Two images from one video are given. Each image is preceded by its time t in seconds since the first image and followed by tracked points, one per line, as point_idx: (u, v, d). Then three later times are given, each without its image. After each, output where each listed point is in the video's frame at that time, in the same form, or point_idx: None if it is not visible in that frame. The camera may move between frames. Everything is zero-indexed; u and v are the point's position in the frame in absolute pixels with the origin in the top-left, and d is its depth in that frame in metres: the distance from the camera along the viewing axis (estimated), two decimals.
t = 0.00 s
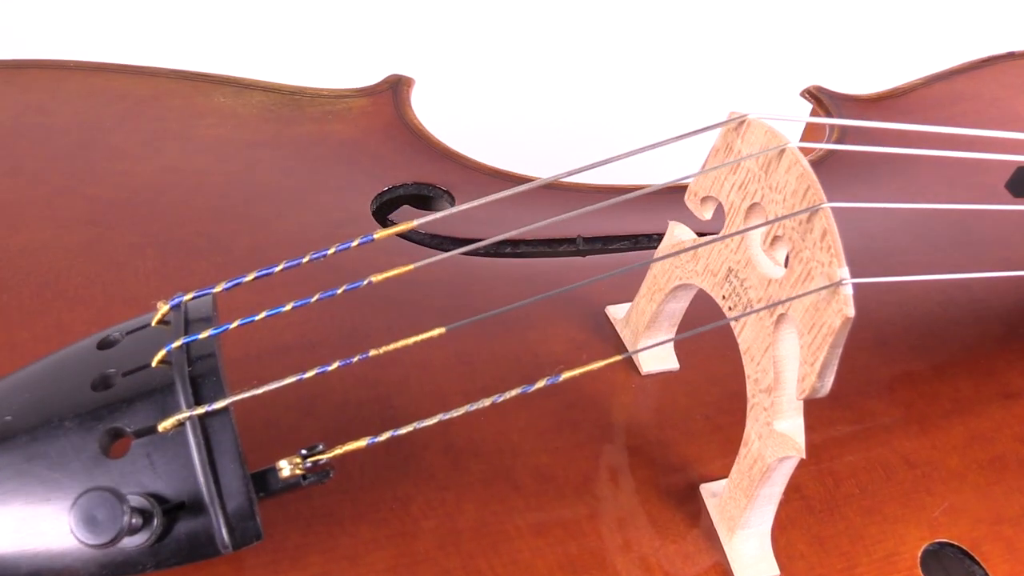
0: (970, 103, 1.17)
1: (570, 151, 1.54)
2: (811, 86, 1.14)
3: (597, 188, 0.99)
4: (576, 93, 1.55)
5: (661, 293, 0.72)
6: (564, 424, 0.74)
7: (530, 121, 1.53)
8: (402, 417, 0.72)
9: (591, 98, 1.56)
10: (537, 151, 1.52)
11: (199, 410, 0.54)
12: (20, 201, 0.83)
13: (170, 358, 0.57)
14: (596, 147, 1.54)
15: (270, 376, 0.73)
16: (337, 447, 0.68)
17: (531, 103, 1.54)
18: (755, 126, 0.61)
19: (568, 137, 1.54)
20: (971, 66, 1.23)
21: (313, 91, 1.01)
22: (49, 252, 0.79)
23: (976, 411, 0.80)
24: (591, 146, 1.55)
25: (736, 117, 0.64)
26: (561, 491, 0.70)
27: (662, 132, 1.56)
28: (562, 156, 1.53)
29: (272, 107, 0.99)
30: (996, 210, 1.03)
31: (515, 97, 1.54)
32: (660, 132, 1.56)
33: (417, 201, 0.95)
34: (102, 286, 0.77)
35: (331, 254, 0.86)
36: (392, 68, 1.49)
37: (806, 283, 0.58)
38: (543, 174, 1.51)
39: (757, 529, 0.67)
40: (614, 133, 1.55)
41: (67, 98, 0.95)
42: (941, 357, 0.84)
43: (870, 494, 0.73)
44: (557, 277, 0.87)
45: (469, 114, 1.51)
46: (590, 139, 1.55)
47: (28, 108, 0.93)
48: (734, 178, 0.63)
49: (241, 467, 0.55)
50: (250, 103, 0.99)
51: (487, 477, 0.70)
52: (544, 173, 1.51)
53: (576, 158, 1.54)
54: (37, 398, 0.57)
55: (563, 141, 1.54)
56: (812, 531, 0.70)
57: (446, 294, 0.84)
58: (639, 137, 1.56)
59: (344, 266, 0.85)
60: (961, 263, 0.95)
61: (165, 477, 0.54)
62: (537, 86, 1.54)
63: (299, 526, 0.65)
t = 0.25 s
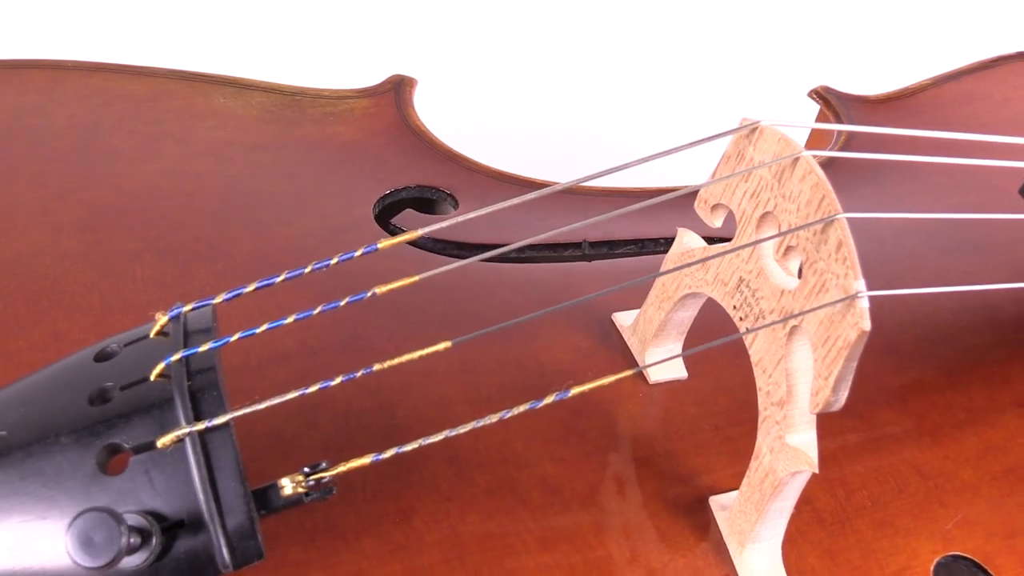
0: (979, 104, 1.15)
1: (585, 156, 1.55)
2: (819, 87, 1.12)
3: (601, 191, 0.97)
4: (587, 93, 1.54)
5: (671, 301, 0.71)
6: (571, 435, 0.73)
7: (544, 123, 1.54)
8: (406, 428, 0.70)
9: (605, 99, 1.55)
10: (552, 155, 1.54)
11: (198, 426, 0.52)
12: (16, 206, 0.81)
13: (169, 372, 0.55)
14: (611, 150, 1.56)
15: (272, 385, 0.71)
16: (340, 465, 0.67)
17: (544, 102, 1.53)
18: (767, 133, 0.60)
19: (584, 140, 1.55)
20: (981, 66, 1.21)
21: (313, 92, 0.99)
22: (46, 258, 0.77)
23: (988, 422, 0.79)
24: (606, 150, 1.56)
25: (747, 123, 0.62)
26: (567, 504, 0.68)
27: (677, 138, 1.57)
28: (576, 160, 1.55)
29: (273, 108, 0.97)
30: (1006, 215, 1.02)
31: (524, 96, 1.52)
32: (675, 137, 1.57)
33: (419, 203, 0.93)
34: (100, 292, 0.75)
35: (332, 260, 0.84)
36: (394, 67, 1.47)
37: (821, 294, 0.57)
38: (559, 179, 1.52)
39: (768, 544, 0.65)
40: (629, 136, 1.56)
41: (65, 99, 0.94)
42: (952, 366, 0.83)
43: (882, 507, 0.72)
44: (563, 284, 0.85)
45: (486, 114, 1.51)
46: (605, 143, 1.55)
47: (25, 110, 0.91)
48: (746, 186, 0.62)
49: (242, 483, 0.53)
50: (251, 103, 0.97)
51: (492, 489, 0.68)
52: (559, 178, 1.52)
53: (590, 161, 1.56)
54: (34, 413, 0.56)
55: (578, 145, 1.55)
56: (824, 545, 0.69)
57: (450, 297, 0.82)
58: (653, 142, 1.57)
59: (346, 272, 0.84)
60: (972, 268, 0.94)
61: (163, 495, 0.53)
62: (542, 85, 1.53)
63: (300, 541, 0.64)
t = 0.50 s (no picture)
0: (988, 105, 1.14)
1: (607, 159, 1.52)
2: (826, 87, 1.11)
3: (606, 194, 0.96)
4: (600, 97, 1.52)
5: (679, 309, 0.69)
6: (576, 445, 0.71)
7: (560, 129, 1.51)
8: (409, 438, 0.69)
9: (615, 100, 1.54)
10: (572, 160, 1.51)
11: (198, 441, 0.51)
12: (13, 208, 0.80)
13: (169, 385, 0.54)
14: (633, 154, 1.53)
15: (273, 394, 0.70)
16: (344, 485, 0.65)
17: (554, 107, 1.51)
18: (780, 140, 0.59)
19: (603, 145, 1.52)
20: (990, 65, 1.20)
21: (315, 92, 0.98)
22: (43, 261, 0.76)
23: (1001, 431, 0.78)
24: (626, 153, 1.53)
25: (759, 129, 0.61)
26: (572, 515, 0.67)
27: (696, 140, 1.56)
28: (597, 164, 1.51)
29: (274, 109, 0.96)
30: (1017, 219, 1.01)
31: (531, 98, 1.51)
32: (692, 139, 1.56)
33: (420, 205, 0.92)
34: (98, 297, 0.74)
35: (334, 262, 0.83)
36: (396, 65, 1.46)
37: (835, 306, 0.55)
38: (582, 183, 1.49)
39: (778, 557, 0.64)
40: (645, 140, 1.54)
41: (62, 99, 0.92)
42: (963, 374, 0.82)
43: (893, 517, 0.70)
44: (568, 290, 0.84)
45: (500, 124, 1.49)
46: (624, 147, 1.53)
47: (23, 110, 0.90)
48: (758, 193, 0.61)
49: (243, 500, 0.52)
50: (251, 104, 0.96)
51: (498, 501, 0.67)
52: (581, 182, 1.49)
53: (613, 167, 1.53)
54: (30, 426, 0.54)
55: (597, 150, 1.52)
56: (835, 557, 0.68)
57: (454, 303, 0.81)
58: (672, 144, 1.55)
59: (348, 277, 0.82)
60: (983, 272, 0.93)
61: (163, 512, 0.51)
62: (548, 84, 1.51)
63: (301, 553, 0.62)
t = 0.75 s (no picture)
0: (996, 106, 1.12)
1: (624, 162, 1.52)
2: (832, 88, 1.10)
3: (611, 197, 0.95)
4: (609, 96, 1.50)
5: (687, 317, 0.68)
6: (582, 455, 0.70)
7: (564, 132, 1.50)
8: (413, 448, 0.68)
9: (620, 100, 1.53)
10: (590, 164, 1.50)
11: (198, 457, 0.50)
12: (11, 213, 0.79)
13: (168, 399, 0.53)
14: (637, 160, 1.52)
15: (273, 403, 0.69)
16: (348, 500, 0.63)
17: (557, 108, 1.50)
18: (792, 147, 0.57)
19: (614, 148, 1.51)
20: (998, 65, 1.19)
21: (316, 93, 0.97)
22: (40, 267, 0.75)
23: (1013, 440, 0.77)
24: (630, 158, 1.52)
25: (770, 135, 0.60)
26: (578, 527, 0.66)
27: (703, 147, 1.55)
28: (614, 168, 1.51)
29: (274, 111, 0.95)
30: None
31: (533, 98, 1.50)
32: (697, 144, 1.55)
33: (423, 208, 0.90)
34: (96, 304, 0.73)
35: (336, 268, 0.81)
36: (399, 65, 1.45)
37: (849, 317, 0.54)
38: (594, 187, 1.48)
39: (787, 571, 0.63)
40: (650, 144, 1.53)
41: (60, 101, 0.91)
42: (974, 382, 0.80)
43: (904, 528, 0.69)
44: (572, 296, 0.84)
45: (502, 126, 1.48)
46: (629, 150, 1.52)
47: (20, 112, 0.89)
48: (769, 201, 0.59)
49: (244, 517, 0.51)
50: (251, 105, 0.94)
51: (503, 512, 0.66)
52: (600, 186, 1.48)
53: (617, 173, 1.51)
54: (28, 440, 0.53)
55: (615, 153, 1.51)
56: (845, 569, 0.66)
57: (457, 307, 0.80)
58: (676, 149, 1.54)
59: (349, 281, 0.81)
60: (993, 277, 0.91)
61: (162, 529, 0.50)
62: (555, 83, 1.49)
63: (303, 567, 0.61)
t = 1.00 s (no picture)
0: (1006, 107, 1.11)
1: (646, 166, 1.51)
2: (840, 89, 1.09)
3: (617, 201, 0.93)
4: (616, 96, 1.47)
5: (696, 326, 0.67)
6: (588, 465, 0.69)
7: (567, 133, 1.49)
8: (417, 459, 0.67)
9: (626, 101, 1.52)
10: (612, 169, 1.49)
11: (198, 474, 0.49)
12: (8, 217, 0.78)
13: (167, 413, 0.52)
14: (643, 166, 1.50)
15: (274, 412, 0.68)
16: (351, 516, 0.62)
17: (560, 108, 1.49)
18: (806, 155, 0.56)
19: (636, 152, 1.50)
20: (1008, 65, 1.17)
21: (318, 94, 0.95)
22: (37, 273, 0.73)
23: None
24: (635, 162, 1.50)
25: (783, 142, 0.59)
26: (585, 540, 0.65)
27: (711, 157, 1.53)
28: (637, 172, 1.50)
29: (276, 112, 0.93)
30: None
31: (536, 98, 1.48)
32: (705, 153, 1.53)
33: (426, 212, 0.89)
34: (93, 310, 0.72)
35: (337, 273, 0.80)
36: (402, 66, 1.43)
37: (864, 331, 0.53)
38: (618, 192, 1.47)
39: None
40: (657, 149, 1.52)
41: (57, 102, 0.90)
42: (985, 392, 0.79)
43: (916, 540, 0.68)
44: (577, 303, 0.82)
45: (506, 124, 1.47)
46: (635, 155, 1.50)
47: (18, 114, 0.87)
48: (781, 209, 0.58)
49: (245, 535, 0.50)
50: (251, 106, 0.93)
51: (507, 525, 0.65)
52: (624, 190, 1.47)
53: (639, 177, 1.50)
54: (24, 455, 0.52)
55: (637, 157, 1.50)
56: None
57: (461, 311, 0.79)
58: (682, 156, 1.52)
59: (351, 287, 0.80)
60: (1004, 282, 0.90)
61: (161, 548, 0.49)
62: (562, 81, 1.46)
63: None
